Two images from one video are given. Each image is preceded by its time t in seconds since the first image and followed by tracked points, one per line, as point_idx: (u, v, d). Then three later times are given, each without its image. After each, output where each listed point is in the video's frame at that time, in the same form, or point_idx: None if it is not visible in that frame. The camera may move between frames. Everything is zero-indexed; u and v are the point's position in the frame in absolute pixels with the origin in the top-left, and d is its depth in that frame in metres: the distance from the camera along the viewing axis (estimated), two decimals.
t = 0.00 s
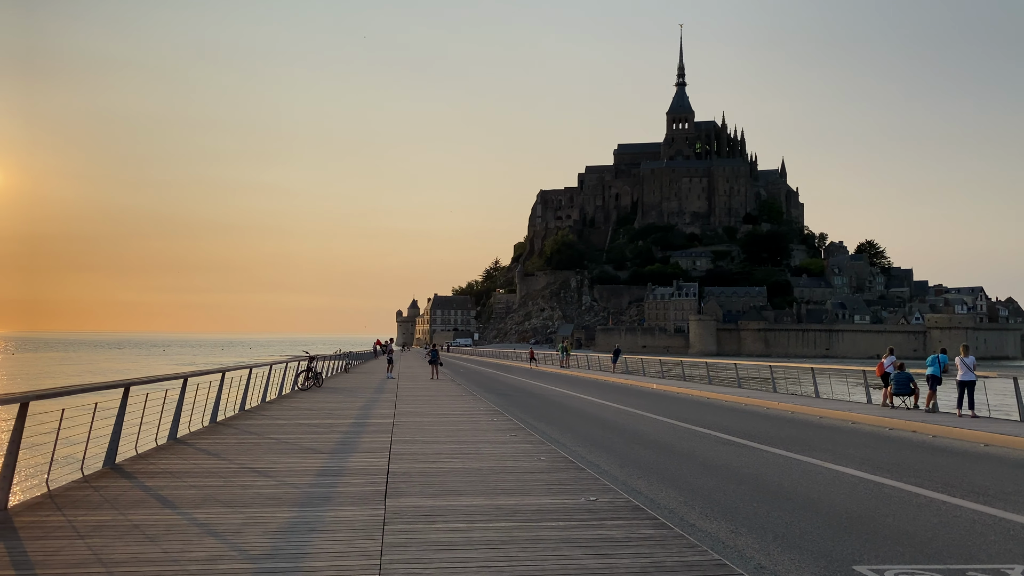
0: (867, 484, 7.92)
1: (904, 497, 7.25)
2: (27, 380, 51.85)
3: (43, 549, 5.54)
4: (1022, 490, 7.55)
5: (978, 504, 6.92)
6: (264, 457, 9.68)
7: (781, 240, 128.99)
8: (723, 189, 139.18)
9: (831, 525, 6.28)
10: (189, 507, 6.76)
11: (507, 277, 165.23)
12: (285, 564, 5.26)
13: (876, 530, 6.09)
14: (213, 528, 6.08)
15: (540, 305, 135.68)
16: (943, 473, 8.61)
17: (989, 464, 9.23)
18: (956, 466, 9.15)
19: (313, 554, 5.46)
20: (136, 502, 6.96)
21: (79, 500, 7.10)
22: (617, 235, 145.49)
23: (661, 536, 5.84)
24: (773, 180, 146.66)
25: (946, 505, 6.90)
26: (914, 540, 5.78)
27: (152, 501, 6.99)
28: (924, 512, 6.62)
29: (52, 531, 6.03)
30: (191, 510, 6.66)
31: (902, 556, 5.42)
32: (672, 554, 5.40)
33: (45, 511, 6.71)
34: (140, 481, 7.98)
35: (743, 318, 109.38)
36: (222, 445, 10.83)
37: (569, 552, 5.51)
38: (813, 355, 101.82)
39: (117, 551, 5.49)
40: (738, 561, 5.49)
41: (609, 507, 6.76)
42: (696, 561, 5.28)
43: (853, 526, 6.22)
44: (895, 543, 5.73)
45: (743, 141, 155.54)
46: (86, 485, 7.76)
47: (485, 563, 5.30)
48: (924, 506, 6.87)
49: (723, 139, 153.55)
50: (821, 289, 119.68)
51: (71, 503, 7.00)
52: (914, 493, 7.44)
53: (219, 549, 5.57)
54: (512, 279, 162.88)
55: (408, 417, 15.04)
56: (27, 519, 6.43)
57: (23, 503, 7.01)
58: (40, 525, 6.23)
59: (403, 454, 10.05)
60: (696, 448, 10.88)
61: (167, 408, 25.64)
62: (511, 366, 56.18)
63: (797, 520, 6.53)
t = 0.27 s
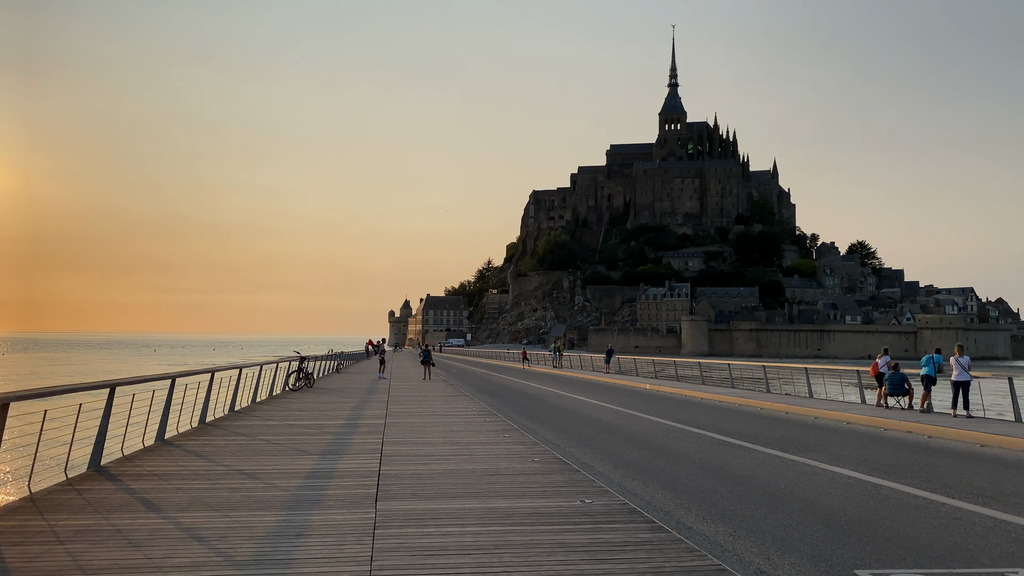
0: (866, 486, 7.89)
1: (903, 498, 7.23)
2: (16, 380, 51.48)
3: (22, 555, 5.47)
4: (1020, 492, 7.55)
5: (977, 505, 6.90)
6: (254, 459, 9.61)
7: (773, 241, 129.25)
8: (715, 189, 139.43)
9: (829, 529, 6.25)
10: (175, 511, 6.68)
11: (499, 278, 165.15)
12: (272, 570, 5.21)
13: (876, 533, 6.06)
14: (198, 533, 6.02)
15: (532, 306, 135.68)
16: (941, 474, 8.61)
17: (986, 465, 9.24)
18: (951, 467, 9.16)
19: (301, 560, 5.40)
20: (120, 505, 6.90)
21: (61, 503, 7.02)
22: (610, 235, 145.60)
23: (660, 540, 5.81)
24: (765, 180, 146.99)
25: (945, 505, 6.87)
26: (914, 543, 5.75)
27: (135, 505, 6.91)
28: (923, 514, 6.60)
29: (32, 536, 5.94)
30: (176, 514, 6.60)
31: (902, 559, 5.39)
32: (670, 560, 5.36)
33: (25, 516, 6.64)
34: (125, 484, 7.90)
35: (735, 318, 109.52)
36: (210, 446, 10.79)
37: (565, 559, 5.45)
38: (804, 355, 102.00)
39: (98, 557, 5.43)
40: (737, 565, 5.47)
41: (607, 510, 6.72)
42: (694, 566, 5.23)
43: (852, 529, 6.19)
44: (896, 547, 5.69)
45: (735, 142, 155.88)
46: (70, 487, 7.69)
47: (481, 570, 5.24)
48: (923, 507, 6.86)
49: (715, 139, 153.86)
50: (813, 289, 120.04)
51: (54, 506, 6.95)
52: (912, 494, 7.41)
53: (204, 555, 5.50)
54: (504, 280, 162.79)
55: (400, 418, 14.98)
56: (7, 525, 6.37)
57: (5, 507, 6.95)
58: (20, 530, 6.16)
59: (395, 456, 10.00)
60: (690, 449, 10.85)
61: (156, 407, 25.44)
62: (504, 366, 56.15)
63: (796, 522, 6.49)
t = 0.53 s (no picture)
0: (863, 488, 7.90)
1: (901, 501, 7.23)
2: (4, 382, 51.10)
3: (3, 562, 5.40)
4: (1019, 494, 7.54)
5: (976, 507, 6.91)
6: (243, 462, 9.55)
7: (765, 241, 129.53)
8: (707, 190, 139.64)
9: (829, 532, 6.23)
10: (161, 516, 6.62)
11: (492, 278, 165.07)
12: None
13: (878, 536, 6.05)
14: (185, 539, 5.96)
15: (525, 306, 135.61)
16: (940, 476, 8.60)
17: (983, 467, 9.25)
18: (949, 469, 9.16)
19: (289, 566, 5.35)
20: (106, 510, 6.83)
21: (45, 508, 6.95)
22: (602, 235, 145.68)
23: (657, 544, 5.78)
24: (758, 181, 147.29)
25: (944, 508, 6.88)
26: (915, 546, 5.75)
27: (121, 509, 6.85)
28: (924, 517, 6.59)
29: (15, 542, 5.88)
30: (163, 519, 6.53)
31: (904, 564, 5.38)
32: (668, 565, 5.34)
33: (9, 521, 6.57)
34: (111, 487, 7.83)
35: (728, 318, 109.67)
36: (199, 448, 10.71)
37: (560, 564, 5.42)
38: (796, 355, 102.24)
39: (81, 564, 5.37)
40: (737, 570, 5.44)
41: (602, 514, 6.69)
42: (696, 571, 5.20)
43: (853, 532, 6.17)
44: (898, 550, 5.68)
45: (727, 143, 156.15)
46: (55, 492, 7.61)
47: None
48: (923, 510, 6.86)
49: (707, 140, 154.07)
50: (805, 290, 120.35)
51: (38, 511, 6.87)
52: (911, 497, 7.41)
53: (191, 562, 5.43)
54: (497, 280, 162.69)
55: (393, 420, 14.90)
56: None
57: None
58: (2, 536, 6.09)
59: (387, 458, 9.94)
60: (687, 450, 10.85)
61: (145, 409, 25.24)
62: (496, 367, 56.06)
63: (794, 525, 6.48)
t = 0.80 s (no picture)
0: (859, 490, 7.90)
1: (898, 503, 7.22)
2: None
3: None
4: (1018, 495, 7.54)
5: (974, 510, 6.91)
6: (232, 464, 9.49)
7: (757, 242, 129.82)
8: (700, 190, 139.88)
9: (827, 536, 6.20)
10: (145, 520, 6.55)
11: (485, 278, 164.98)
12: None
13: (876, 540, 6.04)
14: (168, 545, 5.88)
15: (518, 306, 135.59)
16: (935, 476, 8.61)
17: (981, 467, 9.24)
18: (946, 470, 9.17)
19: (276, 571, 5.31)
20: (89, 515, 6.77)
21: (29, 512, 6.88)
22: (595, 236, 145.82)
23: (653, 549, 5.74)
24: (750, 182, 147.66)
25: (941, 511, 6.87)
26: (915, 551, 5.73)
27: (105, 513, 6.78)
28: (920, 520, 6.58)
29: None
30: (146, 524, 6.46)
31: (902, 568, 5.37)
32: (664, 569, 5.30)
33: None
34: (96, 491, 7.77)
35: (720, 319, 109.84)
36: (187, 450, 10.65)
37: (554, 569, 5.38)
38: (788, 355, 102.50)
39: (63, 571, 5.30)
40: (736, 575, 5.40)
41: (596, 518, 6.66)
42: None
43: (848, 536, 6.16)
44: (894, 553, 5.68)
45: (720, 144, 156.48)
46: (38, 496, 7.54)
47: None
48: (920, 512, 6.86)
49: (700, 141, 154.36)
50: (797, 290, 120.69)
51: (20, 516, 6.79)
52: (908, 498, 7.41)
53: (173, 569, 5.38)
54: (490, 280, 162.62)
55: (384, 420, 14.86)
56: None
57: None
58: None
59: (379, 461, 9.88)
60: (681, 451, 10.85)
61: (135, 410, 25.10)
62: (489, 367, 56.08)
63: (789, 528, 6.49)
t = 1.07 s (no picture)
0: (854, 491, 7.88)
1: (895, 505, 7.21)
2: None
3: None
4: (1014, 497, 7.52)
5: (970, 511, 6.91)
6: (219, 466, 9.40)
7: (749, 242, 130.12)
8: (692, 191, 140.10)
9: (824, 539, 6.17)
10: (127, 524, 6.48)
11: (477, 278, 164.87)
12: None
13: (872, 542, 6.02)
14: (149, 550, 5.81)
15: (511, 306, 135.57)
16: (931, 478, 8.59)
17: (977, 469, 9.24)
18: (941, 470, 9.16)
19: None
20: (68, 519, 6.69)
21: (8, 517, 6.79)
22: (588, 236, 145.92)
23: (649, 554, 5.70)
24: (742, 182, 147.97)
25: (940, 512, 6.86)
26: (915, 553, 5.70)
27: (85, 518, 6.71)
28: (918, 522, 6.57)
29: None
30: (128, 528, 6.39)
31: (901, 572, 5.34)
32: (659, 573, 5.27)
33: None
34: (77, 494, 7.68)
35: (713, 318, 110.00)
36: (173, 451, 10.57)
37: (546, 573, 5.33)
38: (780, 355, 102.75)
39: None
40: None
41: (590, 521, 6.62)
42: None
43: (845, 539, 6.13)
44: (893, 556, 5.64)
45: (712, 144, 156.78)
46: (18, 500, 7.44)
47: None
48: (917, 513, 6.85)
49: (692, 141, 154.62)
50: (789, 290, 121.02)
51: None
52: (904, 500, 7.39)
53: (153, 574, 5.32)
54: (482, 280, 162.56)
55: (375, 421, 14.78)
56: None
57: None
58: None
59: (369, 463, 9.82)
60: (675, 452, 10.80)
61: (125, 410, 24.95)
62: (482, 367, 56.09)
63: (786, 531, 6.44)
